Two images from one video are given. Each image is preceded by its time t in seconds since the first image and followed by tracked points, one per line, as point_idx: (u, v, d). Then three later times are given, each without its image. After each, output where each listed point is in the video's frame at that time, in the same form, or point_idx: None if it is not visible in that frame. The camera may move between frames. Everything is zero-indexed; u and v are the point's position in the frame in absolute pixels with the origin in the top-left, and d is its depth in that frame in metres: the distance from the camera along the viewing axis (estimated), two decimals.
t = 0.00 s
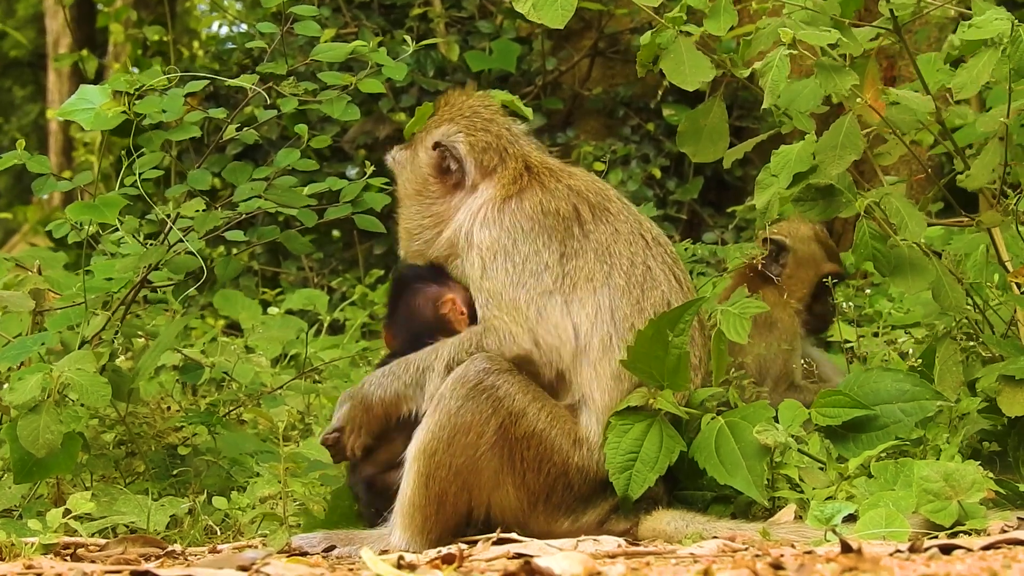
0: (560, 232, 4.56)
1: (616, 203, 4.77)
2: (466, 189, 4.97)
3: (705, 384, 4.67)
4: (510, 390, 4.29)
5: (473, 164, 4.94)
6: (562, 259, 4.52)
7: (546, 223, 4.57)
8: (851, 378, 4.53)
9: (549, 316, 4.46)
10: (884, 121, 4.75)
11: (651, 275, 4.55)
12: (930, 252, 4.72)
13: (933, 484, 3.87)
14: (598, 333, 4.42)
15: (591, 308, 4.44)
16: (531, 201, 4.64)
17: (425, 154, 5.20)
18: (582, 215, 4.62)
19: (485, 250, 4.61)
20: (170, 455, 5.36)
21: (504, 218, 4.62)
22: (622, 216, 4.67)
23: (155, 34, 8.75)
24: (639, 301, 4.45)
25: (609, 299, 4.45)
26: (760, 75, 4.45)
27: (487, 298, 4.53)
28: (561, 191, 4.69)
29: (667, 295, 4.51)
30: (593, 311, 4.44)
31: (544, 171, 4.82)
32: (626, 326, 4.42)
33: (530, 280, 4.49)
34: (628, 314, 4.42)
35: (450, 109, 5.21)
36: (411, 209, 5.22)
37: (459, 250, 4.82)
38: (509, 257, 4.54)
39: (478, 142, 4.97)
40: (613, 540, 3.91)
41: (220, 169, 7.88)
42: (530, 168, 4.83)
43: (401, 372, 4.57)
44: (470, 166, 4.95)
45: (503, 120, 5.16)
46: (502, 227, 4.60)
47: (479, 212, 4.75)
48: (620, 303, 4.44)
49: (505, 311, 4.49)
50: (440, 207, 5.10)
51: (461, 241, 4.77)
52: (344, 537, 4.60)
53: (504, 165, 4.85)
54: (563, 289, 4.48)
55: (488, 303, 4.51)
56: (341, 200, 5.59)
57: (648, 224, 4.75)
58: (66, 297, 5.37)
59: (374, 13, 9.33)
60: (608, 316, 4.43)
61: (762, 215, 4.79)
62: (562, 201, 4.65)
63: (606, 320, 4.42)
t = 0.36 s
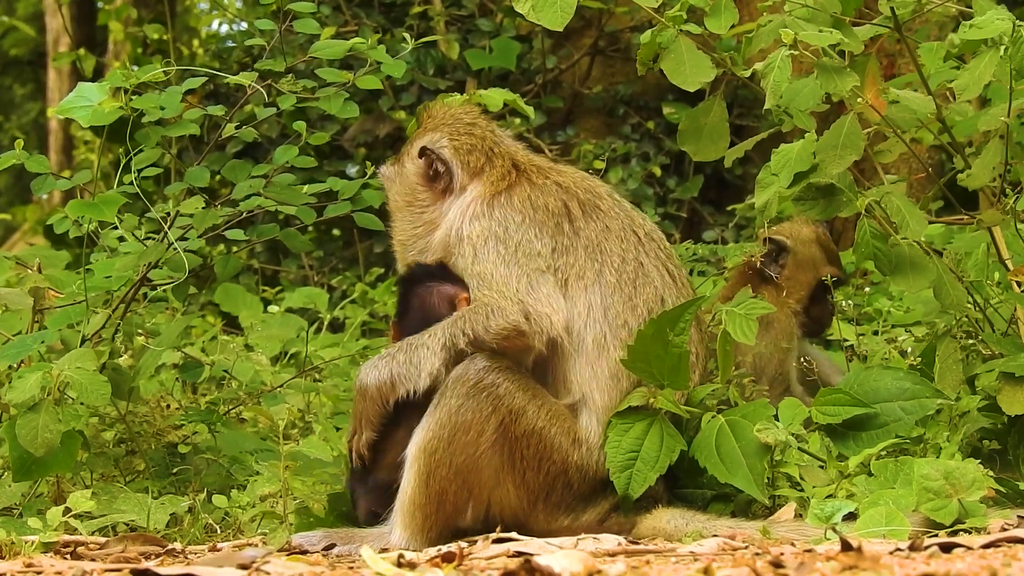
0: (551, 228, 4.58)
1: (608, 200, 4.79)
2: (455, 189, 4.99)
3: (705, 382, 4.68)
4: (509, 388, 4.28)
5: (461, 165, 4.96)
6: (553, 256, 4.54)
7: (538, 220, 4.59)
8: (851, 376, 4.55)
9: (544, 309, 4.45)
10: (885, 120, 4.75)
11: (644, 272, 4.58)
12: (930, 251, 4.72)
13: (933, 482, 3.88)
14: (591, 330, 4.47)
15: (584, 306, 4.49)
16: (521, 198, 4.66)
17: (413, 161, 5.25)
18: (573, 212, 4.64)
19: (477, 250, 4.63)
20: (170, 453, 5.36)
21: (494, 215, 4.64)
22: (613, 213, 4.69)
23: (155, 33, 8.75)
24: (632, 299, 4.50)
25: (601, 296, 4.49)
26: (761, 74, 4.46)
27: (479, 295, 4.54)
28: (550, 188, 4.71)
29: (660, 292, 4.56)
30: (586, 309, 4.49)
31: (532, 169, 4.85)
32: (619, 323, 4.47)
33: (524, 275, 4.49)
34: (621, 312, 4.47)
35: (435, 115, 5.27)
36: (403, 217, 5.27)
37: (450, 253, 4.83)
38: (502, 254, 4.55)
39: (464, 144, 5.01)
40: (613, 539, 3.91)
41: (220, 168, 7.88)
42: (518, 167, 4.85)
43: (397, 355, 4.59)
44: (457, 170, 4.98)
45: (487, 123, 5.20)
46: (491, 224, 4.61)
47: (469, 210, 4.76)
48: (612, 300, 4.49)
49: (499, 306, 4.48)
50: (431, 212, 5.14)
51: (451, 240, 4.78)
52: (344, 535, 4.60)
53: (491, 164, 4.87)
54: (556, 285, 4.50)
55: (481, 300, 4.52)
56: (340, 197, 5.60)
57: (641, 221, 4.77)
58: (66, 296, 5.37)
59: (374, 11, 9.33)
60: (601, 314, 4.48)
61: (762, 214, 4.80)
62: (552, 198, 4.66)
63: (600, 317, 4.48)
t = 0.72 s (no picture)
0: (545, 227, 4.57)
1: (602, 198, 4.78)
2: (449, 190, 4.98)
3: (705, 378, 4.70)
4: (508, 385, 4.28)
5: (454, 167, 4.96)
6: (548, 254, 4.54)
7: (532, 219, 4.59)
8: (851, 375, 4.53)
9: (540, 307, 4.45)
10: (883, 120, 4.77)
11: (640, 270, 4.57)
12: (930, 250, 4.72)
13: (932, 482, 3.88)
14: (588, 329, 4.47)
15: (580, 305, 4.48)
16: (515, 198, 4.65)
17: (406, 164, 5.23)
18: (568, 211, 4.63)
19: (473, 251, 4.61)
20: (169, 452, 5.36)
21: (488, 216, 4.63)
22: (607, 212, 4.68)
23: (155, 31, 8.75)
24: (628, 297, 4.49)
25: (597, 295, 4.49)
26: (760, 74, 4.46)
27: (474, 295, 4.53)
28: (544, 188, 4.71)
29: (656, 289, 4.54)
30: (583, 307, 4.48)
31: (525, 168, 4.84)
32: (615, 322, 4.46)
33: (519, 274, 4.49)
34: (617, 310, 4.47)
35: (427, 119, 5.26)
36: (397, 220, 5.25)
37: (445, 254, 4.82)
38: (498, 254, 4.54)
39: (457, 146, 5.00)
40: (613, 537, 3.91)
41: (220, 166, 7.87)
42: (512, 167, 4.84)
43: (393, 359, 4.61)
44: (450, 171, 4.97)
45: (479, 125, 5.20)
46: (486, 224, 4.60)
47: (463, 210, 4.76)
48: (608, 299, 4.48)
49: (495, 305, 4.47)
50: (425, 214, 5.12)
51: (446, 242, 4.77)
52: (343, 534, 4.59)
53: (484, 164, 4.86)
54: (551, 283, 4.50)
55: (476, 301, 4.51)
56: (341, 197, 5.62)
57: (636, 219, 4.76)
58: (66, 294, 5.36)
59: (374, 10, 9.32)
60: (597, 312, 4.47)
61: (761, 213, 4.80)
62: (547, 197, 4.66)
63: (596, 315, 4.47)
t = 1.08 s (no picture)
0: (548, 228, 4.57)
1: (604, 198, 4.77)
2: (450, 189, 4.97)
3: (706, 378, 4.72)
4: (511, 385, 4.29)
5: (456, 166, 4.95)
6: (550, 255, 4.54)
7: (535, 219, 4.58)
8: (850, 375, 4.53)
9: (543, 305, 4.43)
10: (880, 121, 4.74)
11: (641, 270, 4.57)
12: (929, 250, 4.72)
13: (931, 481, 3.88)
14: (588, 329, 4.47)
15: (582, 305, 4.49)
16: (517, 198, 4.65)
17: (407, 163, 5.23)
18: (569, 211, 4.63)
19: (477, 253, 4.58)
20: (168, 451, 5.37)
21: (490, 215, 4.63)
22: (608, 212, 4.67)
23: (155, 30, 8.75)
24: (630, 297, 4.49)
25: (599, 295, 4.49)
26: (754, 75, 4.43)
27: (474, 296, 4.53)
28: (547, 188, 4.70)
29: (658, 289, 4.54)
30: (585, 306, 4.49)
31: (526, 169, 4.84)
32: (617, 321, 4.47)
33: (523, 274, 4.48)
34: (619, 310, 4.47)
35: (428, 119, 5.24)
36: (398, 218, 5.25)
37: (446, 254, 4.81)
38: (502, 254, 4.53)
39: (458, 146, 5.00)
40: (613, 536, 3.91)
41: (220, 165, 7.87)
42: (514, 167, 4.84)
43: (403, 363, 4.59)
44: (451, 170, 4.96)
45: (482, 124, 5.18)
46: (487, 224, 4.60)
47: (465, 209, 4.75)
48: (609, 299, 4.49)
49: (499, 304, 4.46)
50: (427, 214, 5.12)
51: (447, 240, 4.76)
52: (346, 532, 4.58)
53: (485, 165, 4.86)
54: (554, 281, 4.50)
55: (479, 300, 4.50)
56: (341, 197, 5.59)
57: (637, 219, 4.75)
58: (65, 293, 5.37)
59: (374, 9, 9.33)
60: (598, 312, 4.48)
61: (761, 213, 4.80)
62: (549, 197, 4.65)
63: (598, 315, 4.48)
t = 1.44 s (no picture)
0: (531, 226, 4.56)
1: (593, 195, 4.76)
2: (443, 191, 4.97)
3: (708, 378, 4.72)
4: (506, 376, 4.30)
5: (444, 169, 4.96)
6: (536, 251, 4.53)
7: (519, 218, 4.58)
8: (851, 374, 4.53)
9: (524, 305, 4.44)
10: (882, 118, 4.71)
11: (629, 264, 4.54)
12: (930, 249, 4.72)
13: (932, 481, 3.88)
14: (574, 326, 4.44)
15: (566, 302, 4.47)
16: (501, 199, 4.65)
17: (401, 168, 5.22)
18: (555, 209, 4.62)
19: (461, 254, 4.59)
20: (169, 450, 5.37)
21: (474, 217, 4.64)
22: (596, 208, 4.66)
23: (155, 30, 8.75)
24: (615, 292, 4.45)
25: (584, 289, 4.46)
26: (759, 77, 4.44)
27: (461, 294, 4.53)
28: (532, 187, 4.70)
29: (646, 283, 4.50)
30: (570, 304, 4.46)
31: (516, 169, 4.84)
32: (602, 317, 4.43)
33: (505, 274, 4.49)
34: (603, 305, 4.43)
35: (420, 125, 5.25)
36: (393, 223, 5.21)
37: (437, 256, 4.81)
38: (484, 255, 4.54)
39: (447, 148, 5.00)
40: (613, 536, 3.91)
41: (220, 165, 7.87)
42: (501, 166, 4.84)
43: (382, 371, 4.70)
44: (442, 172, 4.97)
45: (479, 126, 5.16)
46: (473, 223, 4.61)
47: (453, 211, 4.76)
48: (595, 293, 4.45)
49: (481, 305, 4.47)
50: (420, 217, 5.11)
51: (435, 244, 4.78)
52: (342, 535, 4.58)
53: (476, 165, 4.86)
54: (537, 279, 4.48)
55: (456, 303, 4.54)
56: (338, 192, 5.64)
57: (628, 215, 4.73)
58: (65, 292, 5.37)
59: (374, 8, 9.32)
60: (583, 308, 4.44)
61: (762, 213, 4.80)
62: (534, 197, 4.65)
63: (582, 311, 4.44)
